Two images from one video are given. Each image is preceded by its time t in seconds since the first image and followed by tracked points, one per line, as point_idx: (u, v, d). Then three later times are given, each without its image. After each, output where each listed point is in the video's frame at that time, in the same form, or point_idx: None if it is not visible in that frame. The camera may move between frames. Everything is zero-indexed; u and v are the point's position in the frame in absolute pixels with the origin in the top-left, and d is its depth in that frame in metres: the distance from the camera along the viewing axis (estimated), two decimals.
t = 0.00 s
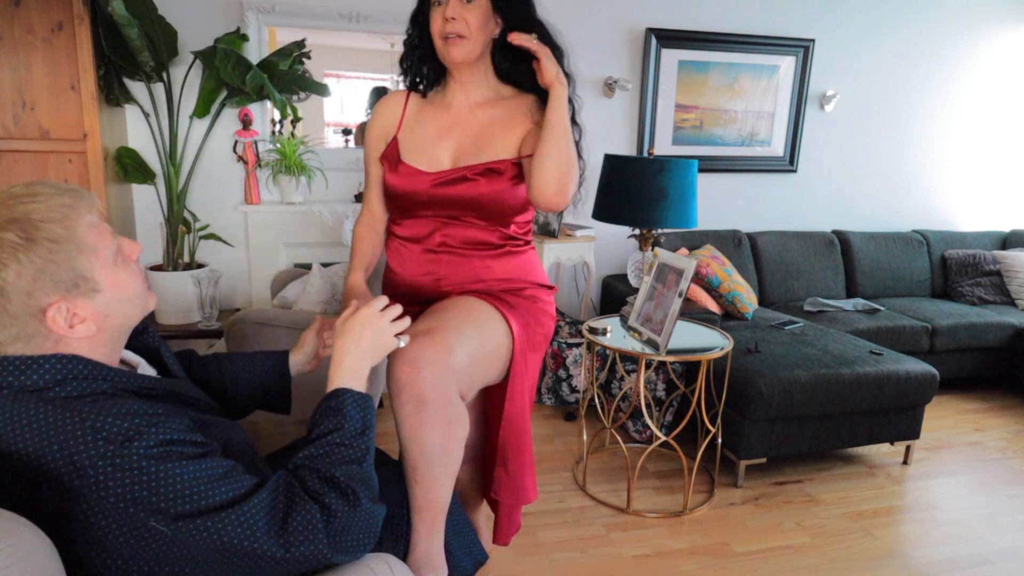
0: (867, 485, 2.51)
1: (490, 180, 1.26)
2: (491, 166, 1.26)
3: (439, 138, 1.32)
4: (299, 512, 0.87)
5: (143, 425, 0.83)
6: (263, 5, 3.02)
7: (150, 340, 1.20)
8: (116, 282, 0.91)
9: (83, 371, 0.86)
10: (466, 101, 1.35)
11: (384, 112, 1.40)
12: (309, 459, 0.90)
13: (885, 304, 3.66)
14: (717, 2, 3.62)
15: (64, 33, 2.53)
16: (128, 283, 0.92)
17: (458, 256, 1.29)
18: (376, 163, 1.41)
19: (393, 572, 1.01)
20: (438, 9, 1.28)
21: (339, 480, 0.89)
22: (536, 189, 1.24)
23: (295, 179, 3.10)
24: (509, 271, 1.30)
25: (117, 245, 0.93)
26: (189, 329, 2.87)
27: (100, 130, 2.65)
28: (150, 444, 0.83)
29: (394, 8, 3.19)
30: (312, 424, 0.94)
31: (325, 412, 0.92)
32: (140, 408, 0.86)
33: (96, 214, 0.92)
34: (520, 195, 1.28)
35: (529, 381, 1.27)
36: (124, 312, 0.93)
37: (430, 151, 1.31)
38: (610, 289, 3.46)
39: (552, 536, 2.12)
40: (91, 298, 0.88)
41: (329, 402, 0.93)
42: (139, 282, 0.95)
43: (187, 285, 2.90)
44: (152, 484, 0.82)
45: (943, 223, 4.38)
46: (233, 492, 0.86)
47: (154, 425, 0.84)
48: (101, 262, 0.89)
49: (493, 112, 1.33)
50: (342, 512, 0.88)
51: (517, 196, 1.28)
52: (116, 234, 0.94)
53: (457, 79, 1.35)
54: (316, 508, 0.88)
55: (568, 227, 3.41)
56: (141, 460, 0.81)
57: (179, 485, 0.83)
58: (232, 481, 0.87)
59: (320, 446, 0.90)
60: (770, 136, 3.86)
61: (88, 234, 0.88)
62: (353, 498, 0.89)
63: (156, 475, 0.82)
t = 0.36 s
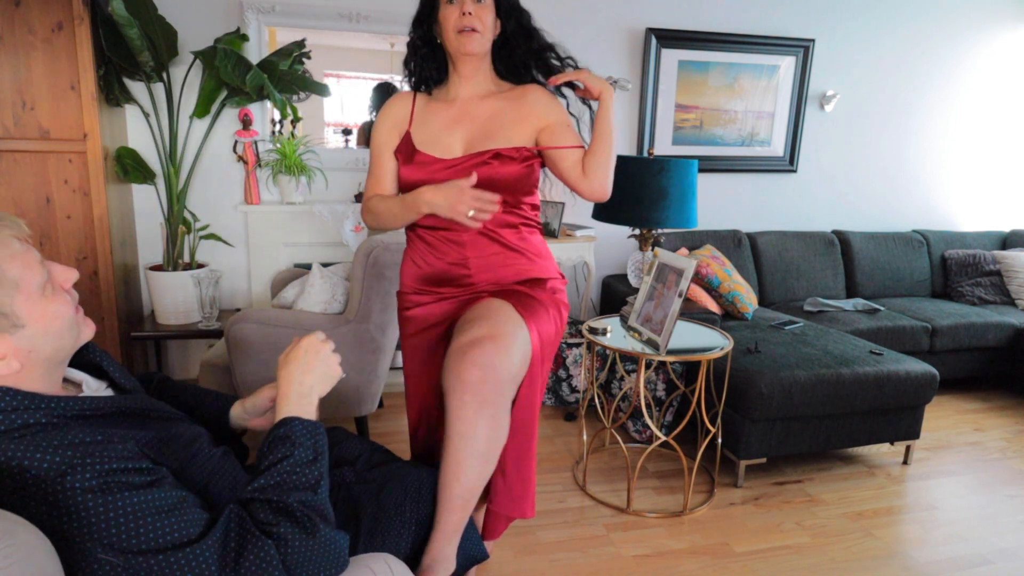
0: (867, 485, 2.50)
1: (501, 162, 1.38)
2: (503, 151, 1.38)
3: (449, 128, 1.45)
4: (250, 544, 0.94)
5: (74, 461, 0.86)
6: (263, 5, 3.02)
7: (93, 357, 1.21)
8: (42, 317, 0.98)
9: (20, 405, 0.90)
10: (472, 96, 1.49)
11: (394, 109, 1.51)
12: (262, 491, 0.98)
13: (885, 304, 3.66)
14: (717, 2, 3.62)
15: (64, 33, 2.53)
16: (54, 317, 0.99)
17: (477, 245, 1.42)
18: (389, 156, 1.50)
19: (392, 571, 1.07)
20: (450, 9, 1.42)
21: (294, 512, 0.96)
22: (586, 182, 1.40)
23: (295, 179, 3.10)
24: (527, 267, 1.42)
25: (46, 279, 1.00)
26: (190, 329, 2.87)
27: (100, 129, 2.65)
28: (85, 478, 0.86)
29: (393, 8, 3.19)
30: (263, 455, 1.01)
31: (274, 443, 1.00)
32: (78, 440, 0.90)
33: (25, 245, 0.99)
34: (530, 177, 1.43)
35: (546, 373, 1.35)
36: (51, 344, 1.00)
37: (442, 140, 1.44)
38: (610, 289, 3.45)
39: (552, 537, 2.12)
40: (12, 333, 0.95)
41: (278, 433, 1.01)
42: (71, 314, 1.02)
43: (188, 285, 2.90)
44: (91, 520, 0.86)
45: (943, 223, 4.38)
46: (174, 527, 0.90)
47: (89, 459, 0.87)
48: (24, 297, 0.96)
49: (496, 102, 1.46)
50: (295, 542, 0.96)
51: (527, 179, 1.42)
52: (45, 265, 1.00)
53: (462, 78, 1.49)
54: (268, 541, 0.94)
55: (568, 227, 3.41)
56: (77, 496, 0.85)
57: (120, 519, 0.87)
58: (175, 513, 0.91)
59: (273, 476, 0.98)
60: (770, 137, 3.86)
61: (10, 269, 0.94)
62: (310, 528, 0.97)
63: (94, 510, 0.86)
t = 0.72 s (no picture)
0: (867, 485, 2.50)
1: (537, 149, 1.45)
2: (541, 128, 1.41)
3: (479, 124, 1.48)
4: (258, 524, 0.98)
5: (82, 452, 0.88)
6: (263, 5, 3.02)
7: (84, 365, 1.21)
8: (43, 320, 0.98)
9: (22, 399, 0.89)
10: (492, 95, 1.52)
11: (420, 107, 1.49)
12: (249, 495, 1.04)
13: (885, 304, 3.66)
14: (717, 2, 3.62)
15: (64, 33, 2.53)
16: (55, 321, 0.99)
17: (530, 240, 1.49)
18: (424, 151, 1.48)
19: (392, 572, 1.07)
20: (465, 21, 1.43)
21: (285, 499, 1.04)
22: (606, 168, 1.46)
23: (295, 179, 3.10)
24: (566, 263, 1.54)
25: (55, 283, 1.01)
26: (189, 329, 2.87)
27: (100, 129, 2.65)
28: (94, 468, 0.87)
29: (393, 8, 3.19)
30: (239, 480, 1.07)
31: (247, 462, 1.08)
32: (82, 433, 0.90)
33: (41, 249, 1.01)
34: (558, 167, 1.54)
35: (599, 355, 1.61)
36: (47, 347, 0.99)
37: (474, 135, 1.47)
38: (610, 289, 3.45)
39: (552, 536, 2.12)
40: (12, 332, 0.95)
41: (248, 454, 1.09)
42: (71, 320, 1.02)
43: (187, 284, 2.90)
44: (101, 510, 0.87)
45: (943, 223, 4.38)
46: (183, 513, 0.93)
47: (96, 449, 0.89)
48: (30, 297, 0.96)
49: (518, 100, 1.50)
50: (295, 521, 1.01)
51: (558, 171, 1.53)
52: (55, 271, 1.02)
53: (482, 78, 1.52)
54: (271, 519, 0.99)
55: (568, 227, 3.41)
56: (88, 487, 0.86)
57: (132, 506, 0.88)
58: (184, 499, 0.94)
59: (257, 481, 1.05)
60: (770, 137, 3.86)
61: (23, 269, 0.96)
62: (303, 515, 1.03)
63: (106, 500, 0.87)
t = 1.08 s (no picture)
0: (867, 485, 2.50)
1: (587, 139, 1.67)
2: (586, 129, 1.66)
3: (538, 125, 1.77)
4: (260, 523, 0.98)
5: (82, 452, 0.88)
6: (263, 5, 3.02)
7: (88, 371, 1.21)
8: (47, 324, 0.98)
9: (23, 399, 0.89)
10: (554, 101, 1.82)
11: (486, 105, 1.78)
12: (247, 496, 1.04)
13: (885, 304, 3.66)
14: (717, 3, 3.62)
15: (64, 34, 2.53)
16: (59, 326, 0.99)
17: (572, 248, 1.78)
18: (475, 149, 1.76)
19: (392, 572, 1.06)
20: (527, 38, 1.72)
21: (283, 499, 1.04)
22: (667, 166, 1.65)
23: (295, 179, 3.11)
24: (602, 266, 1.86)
25: (63, 288, 1.01)
26: (189, 328, 2.87)
27: (100, 129, 2.65)
28: (95, 469, 0.88)
29: (393, 8, 3.19)
30: (236, 484, 1.07)
31: (243, 466, 1.09)
32: (83, 433, 0.91)
33: (54, 250, 1.01)
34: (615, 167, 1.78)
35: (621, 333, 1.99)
36: (48, 352, 0.99)
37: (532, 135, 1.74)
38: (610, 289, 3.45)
39: (552, 536, 2.12)
40: (14, 333, 0.94)
41: (244, 457, 1.10)
42: (75, 326, 1.02)
43: (187, 284, 2.90)
44: (102, 510, 0.87)
45: (943, 223, 4.39)
46: (182, 513, 0.93)
47: (97, 450, 0.89)
48: (37, 300, 0.96)
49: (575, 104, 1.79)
50: (295, 520, 1.01)
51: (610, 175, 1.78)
52: (66, 274, 1.02)
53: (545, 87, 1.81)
54: (272, 518, 0.99)
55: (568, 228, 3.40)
56: (88, 488, 0.87)
57: (132, 506, 0.88)
58: (184, 499, 0.94)
59: (255, 483, 1.05)
60: (770, 137, 3.86)
61: (34, 271, 0.96)
62: (302, 515, 1.03)
63: (106, 501, 0.87)
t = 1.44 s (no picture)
0: (867, 485, 2.50)
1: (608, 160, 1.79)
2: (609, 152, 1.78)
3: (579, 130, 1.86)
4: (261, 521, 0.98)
5: (83, 452, 0.88)
6: (263, 6, 3.02)
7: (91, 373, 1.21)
8: (36, 341, 0.94)
9: (23, 401, 0.89)
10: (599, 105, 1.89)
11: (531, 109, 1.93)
12: (248, 496, 1.04)
13: (885, 304, 3.66)
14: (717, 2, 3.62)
15: (64, 34, 2.53)
16: (48, 346, 0.95)
17: (595, 247, 1.84)
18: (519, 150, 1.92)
19: (392, 572, 1.06)
20: (573, 46, 1.79)
21: (283, 498, 1.04)
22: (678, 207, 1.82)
23: (295, 179, 3.11)
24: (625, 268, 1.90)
25: (69, 309, 0.97)
26: (189, 328, 2.87)
27: (100, 129, 2.65)
28: (95, 468, 0.88)
29: (393, 7, 3.18)
30: (237, 482, 1.07)
31: (245, 464, 1.09)
32: (84, 434, 0.91)
33: (75, 272, 0.98)
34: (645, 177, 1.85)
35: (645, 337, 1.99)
36: (30, 372, 0.94)
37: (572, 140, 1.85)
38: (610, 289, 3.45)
39: (551, 536, 2.12)
40: None
41: (244, 456, 1.10)
42: (67, 353, 0.98)
43: (188, 284, 2.90)
44: (102, 510, 0.87)
45: (943, 223, 4.39)
46: (182, 513, 0.93)
47: (97, 450, 0.89)
48: (32, 314, 0.93)
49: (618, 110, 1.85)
50: (295, 520, 1.01)
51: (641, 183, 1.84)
52: (79, 295, 0.99)
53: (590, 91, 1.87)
54: (273, 517, 0.99)
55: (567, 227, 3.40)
56: (88, 488, 0.87)
57: (132, 506, 0.88)
58: (185, 499, 0.94)
59: (256, 481, 1.05)
60: (770, 137, 3.86)
61: (39, 285, 0.93)
62: (302, 514, 1.03)
63: (106, 501, 0.87)
